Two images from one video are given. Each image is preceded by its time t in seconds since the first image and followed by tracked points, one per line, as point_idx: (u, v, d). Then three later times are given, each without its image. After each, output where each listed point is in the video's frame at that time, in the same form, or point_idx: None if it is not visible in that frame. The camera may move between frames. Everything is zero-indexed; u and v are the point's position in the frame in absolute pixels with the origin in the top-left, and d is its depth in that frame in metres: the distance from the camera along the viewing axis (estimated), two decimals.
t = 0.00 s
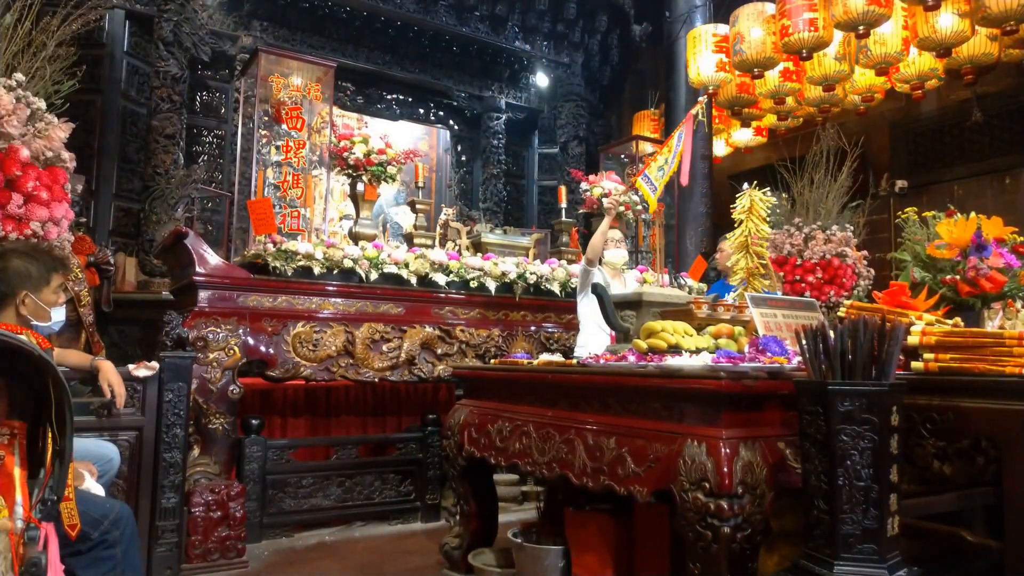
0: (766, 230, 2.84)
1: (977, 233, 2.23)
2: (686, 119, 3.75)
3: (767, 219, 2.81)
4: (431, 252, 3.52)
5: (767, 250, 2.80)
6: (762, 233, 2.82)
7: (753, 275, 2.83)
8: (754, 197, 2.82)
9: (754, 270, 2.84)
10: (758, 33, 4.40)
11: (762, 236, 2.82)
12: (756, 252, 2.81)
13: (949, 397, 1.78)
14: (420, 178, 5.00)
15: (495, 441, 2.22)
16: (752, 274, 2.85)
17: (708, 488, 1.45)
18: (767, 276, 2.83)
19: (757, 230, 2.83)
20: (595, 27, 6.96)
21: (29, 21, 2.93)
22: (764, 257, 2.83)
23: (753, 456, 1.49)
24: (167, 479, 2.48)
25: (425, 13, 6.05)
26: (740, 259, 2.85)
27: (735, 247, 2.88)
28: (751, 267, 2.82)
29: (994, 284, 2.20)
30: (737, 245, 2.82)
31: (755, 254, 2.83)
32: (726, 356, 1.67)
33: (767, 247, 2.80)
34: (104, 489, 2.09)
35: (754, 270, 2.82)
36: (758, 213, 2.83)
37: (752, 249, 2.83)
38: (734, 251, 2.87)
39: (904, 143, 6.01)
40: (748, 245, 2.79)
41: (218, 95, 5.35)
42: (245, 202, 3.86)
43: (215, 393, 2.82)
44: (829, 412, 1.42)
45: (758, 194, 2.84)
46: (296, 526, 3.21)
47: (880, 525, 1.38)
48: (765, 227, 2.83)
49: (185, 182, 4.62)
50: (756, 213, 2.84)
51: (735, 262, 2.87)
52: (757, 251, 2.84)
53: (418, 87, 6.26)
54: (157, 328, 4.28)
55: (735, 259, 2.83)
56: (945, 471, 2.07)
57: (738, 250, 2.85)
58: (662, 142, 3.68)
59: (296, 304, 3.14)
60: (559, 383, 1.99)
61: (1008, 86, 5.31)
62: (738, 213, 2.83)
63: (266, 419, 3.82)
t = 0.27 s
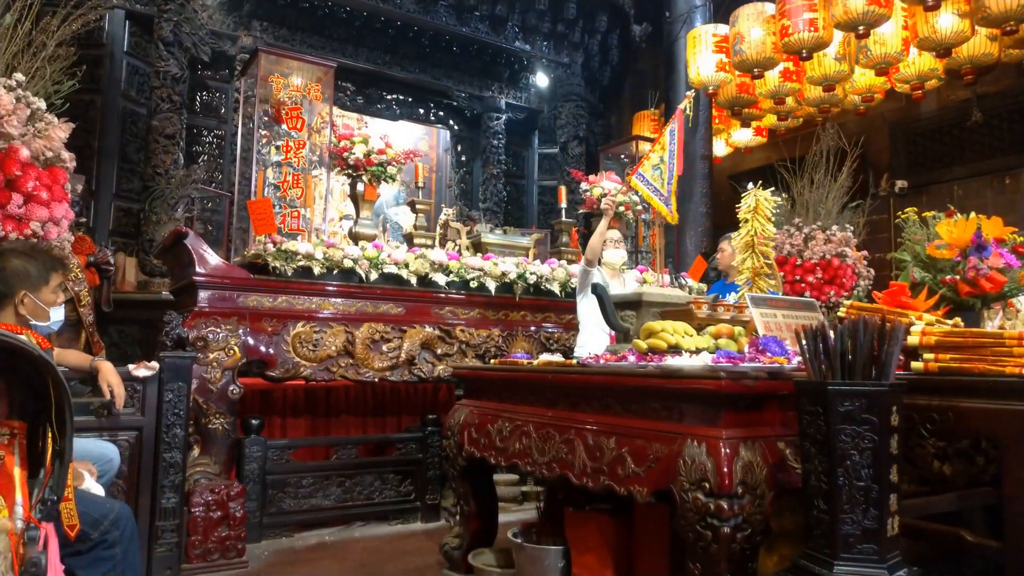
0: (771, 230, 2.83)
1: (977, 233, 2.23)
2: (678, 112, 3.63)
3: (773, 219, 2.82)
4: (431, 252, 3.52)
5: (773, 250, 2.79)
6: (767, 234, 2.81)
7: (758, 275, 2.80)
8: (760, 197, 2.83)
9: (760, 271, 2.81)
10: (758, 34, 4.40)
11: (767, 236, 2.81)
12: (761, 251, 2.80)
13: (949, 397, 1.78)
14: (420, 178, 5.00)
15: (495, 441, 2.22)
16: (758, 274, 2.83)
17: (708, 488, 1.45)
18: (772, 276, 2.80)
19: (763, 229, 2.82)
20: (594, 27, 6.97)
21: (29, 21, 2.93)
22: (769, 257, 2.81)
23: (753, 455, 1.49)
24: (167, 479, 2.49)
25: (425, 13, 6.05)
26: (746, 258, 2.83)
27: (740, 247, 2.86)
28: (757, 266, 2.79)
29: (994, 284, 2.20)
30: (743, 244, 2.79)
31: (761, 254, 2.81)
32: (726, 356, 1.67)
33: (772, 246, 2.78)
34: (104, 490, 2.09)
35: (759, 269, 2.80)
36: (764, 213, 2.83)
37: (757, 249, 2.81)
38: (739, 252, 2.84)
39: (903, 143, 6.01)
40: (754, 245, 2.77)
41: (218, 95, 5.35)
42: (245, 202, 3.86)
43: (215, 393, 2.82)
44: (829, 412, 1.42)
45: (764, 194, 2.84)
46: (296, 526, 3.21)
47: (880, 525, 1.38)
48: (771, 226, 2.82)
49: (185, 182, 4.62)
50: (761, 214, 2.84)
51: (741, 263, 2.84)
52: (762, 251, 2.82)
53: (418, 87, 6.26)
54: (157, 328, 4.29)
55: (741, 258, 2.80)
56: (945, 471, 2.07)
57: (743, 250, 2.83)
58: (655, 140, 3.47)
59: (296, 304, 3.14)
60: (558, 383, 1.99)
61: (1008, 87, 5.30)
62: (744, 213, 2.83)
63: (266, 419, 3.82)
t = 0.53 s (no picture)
0: (775, 229, 2.75)
1: (977, 233, 2.23)
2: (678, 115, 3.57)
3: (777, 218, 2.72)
4: (431, 252, 3.52)
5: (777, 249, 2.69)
6: (772, 233, 2.71)
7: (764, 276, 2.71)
8: (764, 196, 2.72)
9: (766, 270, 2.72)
10: (758, 33, 4.40)
11: (772, 235, 2.72)
12: (766, 251, 2.71)
13: (949, 397, 1.78)
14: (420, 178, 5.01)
15: (495, 441, 2.22)
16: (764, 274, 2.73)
17: (708, 488, 1.45)
18: (777, 276, 2.73)
19: (767, 228, 2.73)
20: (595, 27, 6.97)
21: (29, 21, 2.93)
22: (774, 257, 2.71)
23: (754, 455, 1.49)
24: (167, 479, 2.49)
25: (425, 12, 6.05)
26: (750, 258, 2.74)
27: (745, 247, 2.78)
28: (762, 266, 2.71)
29: (995, 284, 2.20)
30: (746, 243, 2.71)
31: (766, 254, 2.71)
32: (726, 356, 1.67)
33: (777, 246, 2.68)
34: (104, 489, 2.09)
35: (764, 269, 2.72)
36: (769, 212, 2.73)
37: (762, 249, 2.73)
38: (743, 251, 2.75)
39: (904, 143, 6.01)
40: (758, 244, 2.67)
41: (218, 95, 5.35)
42: (245, 202, 3.86)
43: (215, 393, 2.82)
44: (830, 412, 1.42)
45: (768, 193, 2.75)
46: (296, 526, 3.21)
47: (880, 525, 1.38)
48: (775, 225, 2.72)
49: (185, 182, 4.62)
50: (766, 213, 2.74)
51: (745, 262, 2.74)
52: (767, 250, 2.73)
53: (418, 86, 6.26)
54: (157, 328, 4.28)
55: (745, 258, 2.72)
56: (945, 471, 2.07)
57: (748, 250, 2.74)
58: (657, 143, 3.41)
59: (296, 304, 3.14)
60: (559, 383, 1.99)
61: (1008, 86, 5.30)
62: (747, 213, 2.73)
63: (266, 419, 3.82)
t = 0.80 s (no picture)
0: (779, 229, 2.74)
1: (977, 233, 2.23)
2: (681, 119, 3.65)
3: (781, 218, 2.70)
4: (431, 252, 3.52)
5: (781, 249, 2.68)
6: (776, 233, 2.71)
7: (767, 276, 2.72)
8: (768, 197, 2.70)
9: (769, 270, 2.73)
10: (758, 33, 4.40)
11: (775, 235, 2.72)
12: (770, 251, 2.70)
13: (949, 397, 1.78)
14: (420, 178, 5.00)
15: (495, 441, 2.22)
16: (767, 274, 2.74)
17: (708, 488, 1.45)
18: (780, 276, 2.73)
19: (771, 228, 2.73)
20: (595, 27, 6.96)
21: (29, 20, 2.93)
22: (778, 257, 2.71)
23: (754, 455, 1.49)
24: (167, 479, 2.49)
25: (425, 13, 6.05)
26: (754, 258, 2.74)
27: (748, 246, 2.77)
28: (765, 267, 2.71)
29: (995, 284, 2.20)
30: (750, 244, 2.71)
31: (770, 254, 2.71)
32: (726, 356, 1.67)
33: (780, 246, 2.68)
34: (103, 490, 2.09)
35: (767, 269, 2.72)
36: (773, 212, 2.72)
37: (766, 248, 2.72)
38: (747, 250, 2.75)
39: (904, 143, 6.01)
40: (762, 246, 2.67)
41: (218, 95, 5.35)
42: (245, 202, 3.85)
43: (215, 393, 2.82)
44: (830, 412, 1.42)
45: (771, 193, 2.75)
46: (296, 526, 3.21)
47: (881, 525, 1.38)
48: (779, 226, 2.71)
49: (185, 182, 4.62)
50: (770, 213, 2.72)
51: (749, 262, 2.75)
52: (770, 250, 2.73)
53: (418, 86, 6.26)
54: (157, 328, 4.28)
55: (748, 258, 2.72)
56: (945, 471, 2.07)
57: (752, 250, 2.74)
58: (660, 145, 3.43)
59: (296, 304, 3.14)
60: (559, 383, 1.99)
61: (1008, 86, 5.29)
62: (752, 212, 2.72)
63: (266, 419, 3.82)
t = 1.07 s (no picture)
0: (782, 229, 2.75)
1: (977, 233, 2.23)
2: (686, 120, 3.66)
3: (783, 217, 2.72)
4: (431, 252, 3.52)
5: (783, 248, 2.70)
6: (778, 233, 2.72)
7: (769, 275, 2.73)
8: (770, 196, 2.72)
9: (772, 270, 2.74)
10: (758, 33, 4.40)
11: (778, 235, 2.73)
12: (773, 250, 2.71)
13: (949, 397, 1.78)
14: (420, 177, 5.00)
15: (495, 440, 2.22)
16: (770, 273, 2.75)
17: (708, 488, 1.45)
18: (782, 276, 2.74)
19: (773, 228, 2.74)
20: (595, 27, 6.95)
21: (29, 20, 2.93)
22: (780, 256, 2.73)
23: (754, 455, 1.49)
24: (167, 479, 2.49)
25: (425, 12, 6.05)
26: (757, 257, 2.75)
27: (750, 246, 2.78)
28: (768, 266, 2.72)
29: (995, 284, 2.20)
30: (752, 243, 2.73)
31: (772, 254, 2.73)
32: (726, 356, 1.67)
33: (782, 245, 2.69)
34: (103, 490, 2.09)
35: (770, 269, 2.73)
36: (775, 212, 2.74)
37: (768, 248, 2.74)
38: (750, 250, 2.78)
39: (904, 143, 6.01)
40: (764, 244, 2.69)
41: (218, 95, 5.35)
42: (245, 202, 3.85)
43: (215, 392, 2.82)
44: (830, 412, 1.42)
45: (774, 192, 2.75)
46: (296, 526, 3.21)
47: (881, 525, 1.38)
48: (781, 225, 2.73)
49: (185, 182, 4.62)
50: (772, 213, 2.74)
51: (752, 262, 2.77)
52: (773, 249, 2.75)
53: (418, 86, 6.26)
54: (157, 328, 4.28)
55: (750, 257, 2.74)
56: (945, 471, 2.07)
57: (754, 249, 2.75)
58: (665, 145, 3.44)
59: (296, 304, 3.14)
60: (559, 383, 1.99)
61: (1008, 86, 5.29)
62: (755, 212, 2.72)
63: (266, 419, 3.82)
